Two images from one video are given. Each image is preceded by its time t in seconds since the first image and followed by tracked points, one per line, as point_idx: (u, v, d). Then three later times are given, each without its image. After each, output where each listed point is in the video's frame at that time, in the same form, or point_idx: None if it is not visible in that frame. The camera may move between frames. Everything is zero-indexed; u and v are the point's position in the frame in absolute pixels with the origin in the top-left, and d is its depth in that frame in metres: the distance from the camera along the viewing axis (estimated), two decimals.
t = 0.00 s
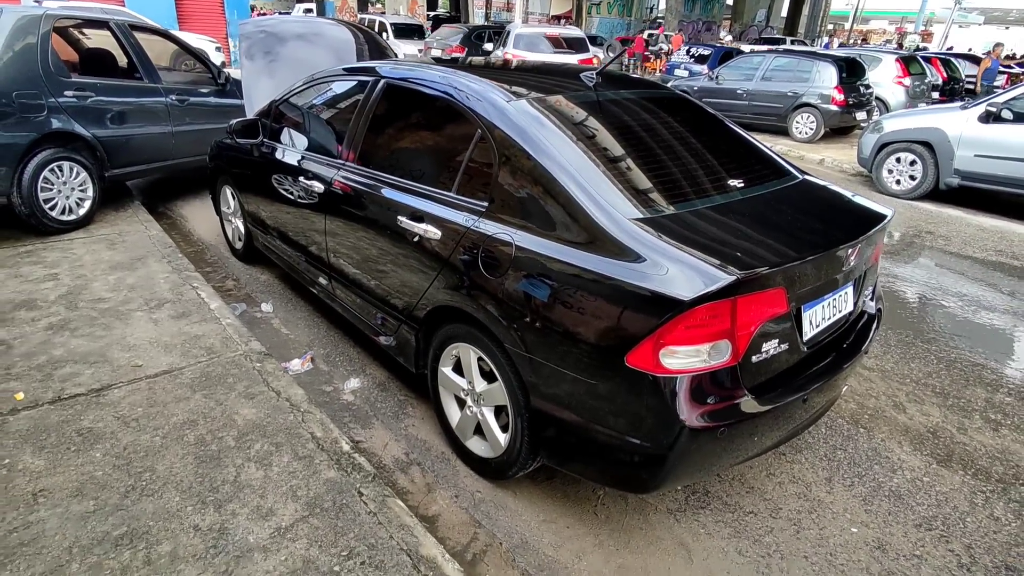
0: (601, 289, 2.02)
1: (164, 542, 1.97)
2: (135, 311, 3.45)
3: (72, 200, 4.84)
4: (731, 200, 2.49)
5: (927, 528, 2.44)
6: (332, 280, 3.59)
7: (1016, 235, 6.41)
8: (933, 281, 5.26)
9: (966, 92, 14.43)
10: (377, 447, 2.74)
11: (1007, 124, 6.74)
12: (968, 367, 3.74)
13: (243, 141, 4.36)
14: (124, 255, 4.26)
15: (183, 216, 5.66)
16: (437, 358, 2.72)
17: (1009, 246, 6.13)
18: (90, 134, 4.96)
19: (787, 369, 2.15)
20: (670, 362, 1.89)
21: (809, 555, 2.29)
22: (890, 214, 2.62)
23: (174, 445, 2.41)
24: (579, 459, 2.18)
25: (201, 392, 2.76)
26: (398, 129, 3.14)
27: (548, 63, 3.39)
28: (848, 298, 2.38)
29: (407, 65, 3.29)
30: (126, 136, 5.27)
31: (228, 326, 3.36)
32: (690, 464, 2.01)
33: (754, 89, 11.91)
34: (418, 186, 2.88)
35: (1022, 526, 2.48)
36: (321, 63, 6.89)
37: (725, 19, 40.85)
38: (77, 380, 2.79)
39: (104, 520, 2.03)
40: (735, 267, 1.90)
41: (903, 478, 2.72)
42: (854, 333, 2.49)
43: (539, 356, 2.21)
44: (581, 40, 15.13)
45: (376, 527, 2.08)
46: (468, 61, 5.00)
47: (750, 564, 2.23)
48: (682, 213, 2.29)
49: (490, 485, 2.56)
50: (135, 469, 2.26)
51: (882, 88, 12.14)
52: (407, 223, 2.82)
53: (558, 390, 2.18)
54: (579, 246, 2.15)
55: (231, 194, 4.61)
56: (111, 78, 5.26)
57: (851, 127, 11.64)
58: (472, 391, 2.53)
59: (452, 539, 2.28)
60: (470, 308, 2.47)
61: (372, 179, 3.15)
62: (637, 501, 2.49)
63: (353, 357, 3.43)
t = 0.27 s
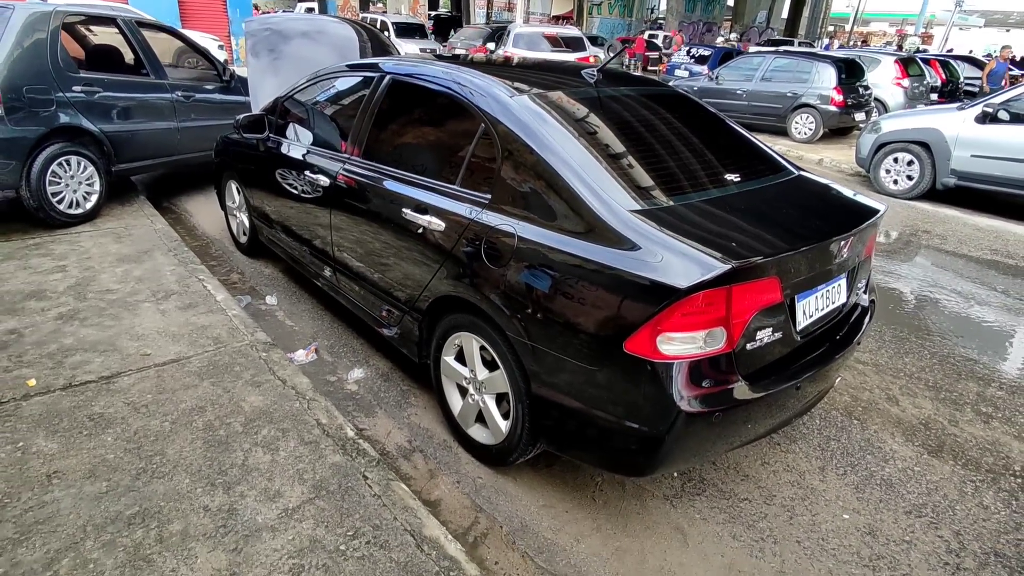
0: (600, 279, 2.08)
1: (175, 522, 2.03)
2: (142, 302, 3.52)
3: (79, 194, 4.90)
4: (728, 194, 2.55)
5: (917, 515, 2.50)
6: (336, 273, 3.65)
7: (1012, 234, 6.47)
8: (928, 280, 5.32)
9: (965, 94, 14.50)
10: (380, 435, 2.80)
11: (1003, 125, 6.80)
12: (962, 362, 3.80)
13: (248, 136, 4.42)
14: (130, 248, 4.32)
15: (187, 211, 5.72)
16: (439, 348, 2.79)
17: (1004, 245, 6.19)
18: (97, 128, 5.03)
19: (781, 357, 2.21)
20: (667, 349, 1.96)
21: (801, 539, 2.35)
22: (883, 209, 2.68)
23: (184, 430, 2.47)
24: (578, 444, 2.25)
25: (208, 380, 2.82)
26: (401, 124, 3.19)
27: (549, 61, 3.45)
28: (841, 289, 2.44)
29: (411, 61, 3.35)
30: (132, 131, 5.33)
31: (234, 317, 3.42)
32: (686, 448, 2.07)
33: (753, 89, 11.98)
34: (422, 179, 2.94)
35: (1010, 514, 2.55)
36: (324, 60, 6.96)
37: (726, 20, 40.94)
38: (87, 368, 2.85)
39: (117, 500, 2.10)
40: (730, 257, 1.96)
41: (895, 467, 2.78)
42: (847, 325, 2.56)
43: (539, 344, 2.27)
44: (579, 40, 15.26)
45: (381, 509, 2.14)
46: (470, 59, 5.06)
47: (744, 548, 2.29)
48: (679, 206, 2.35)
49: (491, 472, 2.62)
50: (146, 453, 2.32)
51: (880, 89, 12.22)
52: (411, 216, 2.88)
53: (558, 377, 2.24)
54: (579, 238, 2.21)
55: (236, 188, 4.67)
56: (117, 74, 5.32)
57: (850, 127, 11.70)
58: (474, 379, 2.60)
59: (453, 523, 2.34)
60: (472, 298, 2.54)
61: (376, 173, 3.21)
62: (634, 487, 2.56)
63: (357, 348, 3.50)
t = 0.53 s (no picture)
0: (595, 281, 2.12)
1: (176, 516, 2.07)
2: (146, 302, 3.56)
3: (85, 195, 4.96)
4: (724, 197, 2.59)
5: (909, 516, 2.53)
6: (337, 274, 3.69)
7: (1011, 239, 6.49)
8: (926, 284, 5.35)
9: (967, 99, 14.52)
10: (379, 434, 2.84)
11: (1002, 130, 6.81)
12: (957, 366, 3.82)
13: (252, 139, 4.47)
14: (134, 249, 4.37)
15: (191, 213, 5.78)
16: (438, 348, 2.82)
17: (1003, 250, 6.21)
18: (103, 131, 5.09)
19: (774, 358, 2.24)
20: (660, 349, 1.99)
21: (794, 539, 2.37)
22: (877, 213, 2.72)
23: (185, 427, 2.51)
24: (573, 444, 2.28)
25: (210, 379, 2.86)
26: (402, 128, 3.24)
27: (549, 66, 3.49)
28: (834, 292, 2.47)
29: (413, 66, 3.40)
30: (137, 134, 5.39)
31: (235, 317, 3.46)
32: (679, 448, 2.10)
33: (755, 94, 12.03)
34: (422, 181, 2.99)
35: (1002, 516, 2.57)
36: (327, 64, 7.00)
37: (728, 25, 41.03)
38: (91, 366, 2.89)
39: (119, 495, 2.13)
40: (723, 260, 2.00)
41: (888, 469, 2.81)
42: (841, 327, 2.59)
43: (536, 345, 2.31)
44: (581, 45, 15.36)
45: (378, 506, 2.18)
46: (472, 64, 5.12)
47: (736, 547, 2.32)
48: (675, 209, 2.39)
49: (488, 471, 2.66)
50: (148, 449, 2.36)
51: (882, 94, 12.26)
52: (411, 218, 2.92)
53: (554, 377, 2.27)
54: (575, 240, 2.25)
55: (239, 190, 4.72)
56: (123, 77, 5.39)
57: (851, 132, 11.74)
58: (472, 379, 2.63)
59: (450, 520, 2.38)
60: (470, 300, 2.57)
61: (377, 176, 3.25)
62: (629, 486, 2.59)
63: (357, 349, 3.54)
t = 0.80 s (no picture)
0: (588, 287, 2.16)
1: (175, 517, 2.11)
2: (149, 307, 3.62)
3: (91, 202, 5.03)
4: (717, 205, 2.63)
5: (900, 521, 2.55)
6: (338, 280, 3.74)
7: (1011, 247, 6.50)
8: (925, 292, 5.36)
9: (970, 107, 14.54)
10: (377, 438, 2.88)
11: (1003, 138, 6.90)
12: (953, 372, 3.84)
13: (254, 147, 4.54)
14: (139, 254, 4.43)
15: (195, 219, 5.85)
16: (435, 353, 2.86)
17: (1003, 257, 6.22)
18: (109, 138, 5.18)
19: (765, 364, 2.28)
20: (648, 354, 2.03)
21: (784, 543, 2.40)
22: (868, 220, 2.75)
23: (186, 430, 2.56)
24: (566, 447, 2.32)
25: (211, 383, 2.91)
26: (403, 137, 3.28)
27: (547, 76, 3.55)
28: (826, 298, 2.51)
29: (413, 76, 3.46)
30: (142, 141, 5.47)
31: (237, 322, 3.51)
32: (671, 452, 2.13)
33: (757, 102, 12.07)
34: (419, 190, 3.05)
35: (993, 522, 2.59)
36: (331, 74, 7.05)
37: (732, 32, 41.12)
38: (95, 370, 2.94)
39: (121, 496, 2.18)
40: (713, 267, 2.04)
41: (881, 475, 2.83)
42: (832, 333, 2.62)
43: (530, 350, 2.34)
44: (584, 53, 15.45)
45: (374, 508, 2.22)
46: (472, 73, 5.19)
47: (727, 551, 2.35)
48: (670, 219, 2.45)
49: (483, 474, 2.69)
50: (149, 451, 2.41)
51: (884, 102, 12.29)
52: (409, 225, 2.99)
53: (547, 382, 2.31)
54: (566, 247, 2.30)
55: (242, 197, 4.79)
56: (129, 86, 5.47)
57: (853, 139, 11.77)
58: (467, 384, 2.67)
59: (445, 523, 2.41)
60: (466, 306, 2.62)
61: (380, 184, 3.29)
62: (623, 490, 2.62)
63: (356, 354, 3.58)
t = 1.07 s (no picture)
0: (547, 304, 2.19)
1: (136, 541, 2.10)
2: (123, 329, 3.62)
3: (69, 224, 5.04)
4: (681, 220, 2.67)
5: (866, 532, 2.57)
6: (313, 299, 3.76)
7: (987, 256, 6.58)
8: (902, 302, 5.42)
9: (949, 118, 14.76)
10: (347, 457, 2.88)
11: (975, 150, 6.96)
12: (926, 382, 3.88)
13: (231, 168, 4.56)
14: (116, 276, 4.44)
15: (176, 239, 5.86)
16: (404, 372, 2.88)
17: (979, 267, 6.30)
18: (88, 160, 5.19)
19: (725, 377, 2.30)
20: (605, 370, 2.05)
21: (749, 556, 2.41)
22: (829, 233, 2.79)
23: (152, 452, 2.56)
24: (530, 464, 2.33)
25: (181, 404, 2.91)
26: (382, 160, 3.33)
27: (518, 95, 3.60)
28: (786, 311, 2.54)
29: (386, 97, 3.52)
30: (123, 163, 5.49)
31: (211, 342, 3.52)
32: (632, 467, 2.15)
33: (740, 116, 12.23)
34: (389, 210, 3.11)
35: (958, 531, 2.61)
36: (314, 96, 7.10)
37: (718, 47, 41.69)
38: (64, 393, 2.94)
39: (81, 520, 2.17)
40: (668, 282, 2.08)
41: (849, 486, 2.85)
42: (796, 345, 2.65)
43: (493, 367, 2.37)
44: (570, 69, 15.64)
45: (337, 528, 2.22)
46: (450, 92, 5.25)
47: (692, 565, 2.35)
48: (632, 232, 2.46)
49: (452, 492, 2.69)
50: (113, 474, 2.41)
51: (864, 114, 12.48)
52: (378, 245, 3.04)
53: (510, 398, 2.33)
54: (526, 265, 2.34)
55: (221, 217, 4.81)
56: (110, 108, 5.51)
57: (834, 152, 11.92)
58: (435, 402, 2.68)
59: (411, 542, 2.41)
60: (433, 324, 2.64)
61: (358, 208, 3.32)
62: (591, 506, 2.63)
63: (331, 373, 3.58)
